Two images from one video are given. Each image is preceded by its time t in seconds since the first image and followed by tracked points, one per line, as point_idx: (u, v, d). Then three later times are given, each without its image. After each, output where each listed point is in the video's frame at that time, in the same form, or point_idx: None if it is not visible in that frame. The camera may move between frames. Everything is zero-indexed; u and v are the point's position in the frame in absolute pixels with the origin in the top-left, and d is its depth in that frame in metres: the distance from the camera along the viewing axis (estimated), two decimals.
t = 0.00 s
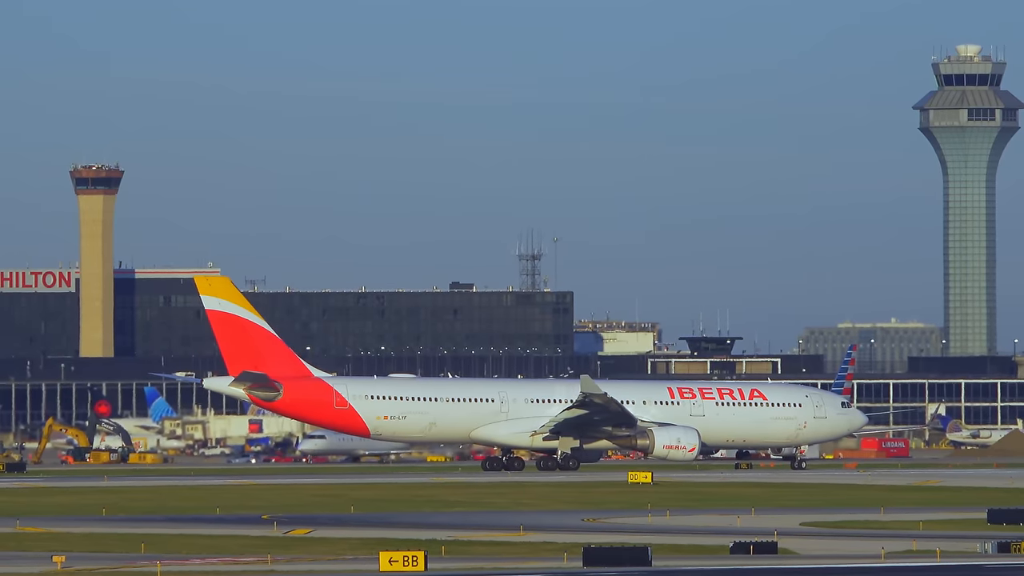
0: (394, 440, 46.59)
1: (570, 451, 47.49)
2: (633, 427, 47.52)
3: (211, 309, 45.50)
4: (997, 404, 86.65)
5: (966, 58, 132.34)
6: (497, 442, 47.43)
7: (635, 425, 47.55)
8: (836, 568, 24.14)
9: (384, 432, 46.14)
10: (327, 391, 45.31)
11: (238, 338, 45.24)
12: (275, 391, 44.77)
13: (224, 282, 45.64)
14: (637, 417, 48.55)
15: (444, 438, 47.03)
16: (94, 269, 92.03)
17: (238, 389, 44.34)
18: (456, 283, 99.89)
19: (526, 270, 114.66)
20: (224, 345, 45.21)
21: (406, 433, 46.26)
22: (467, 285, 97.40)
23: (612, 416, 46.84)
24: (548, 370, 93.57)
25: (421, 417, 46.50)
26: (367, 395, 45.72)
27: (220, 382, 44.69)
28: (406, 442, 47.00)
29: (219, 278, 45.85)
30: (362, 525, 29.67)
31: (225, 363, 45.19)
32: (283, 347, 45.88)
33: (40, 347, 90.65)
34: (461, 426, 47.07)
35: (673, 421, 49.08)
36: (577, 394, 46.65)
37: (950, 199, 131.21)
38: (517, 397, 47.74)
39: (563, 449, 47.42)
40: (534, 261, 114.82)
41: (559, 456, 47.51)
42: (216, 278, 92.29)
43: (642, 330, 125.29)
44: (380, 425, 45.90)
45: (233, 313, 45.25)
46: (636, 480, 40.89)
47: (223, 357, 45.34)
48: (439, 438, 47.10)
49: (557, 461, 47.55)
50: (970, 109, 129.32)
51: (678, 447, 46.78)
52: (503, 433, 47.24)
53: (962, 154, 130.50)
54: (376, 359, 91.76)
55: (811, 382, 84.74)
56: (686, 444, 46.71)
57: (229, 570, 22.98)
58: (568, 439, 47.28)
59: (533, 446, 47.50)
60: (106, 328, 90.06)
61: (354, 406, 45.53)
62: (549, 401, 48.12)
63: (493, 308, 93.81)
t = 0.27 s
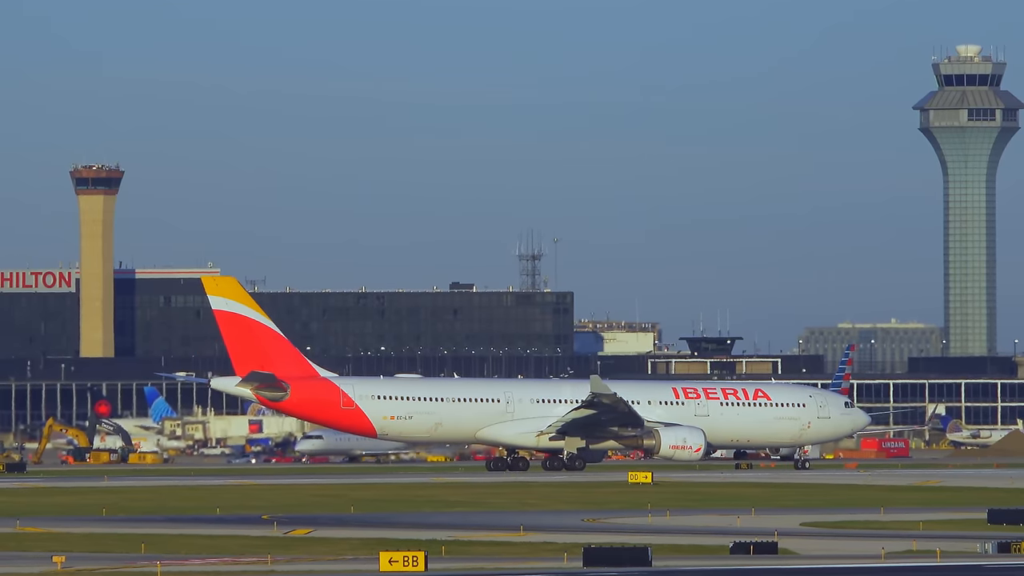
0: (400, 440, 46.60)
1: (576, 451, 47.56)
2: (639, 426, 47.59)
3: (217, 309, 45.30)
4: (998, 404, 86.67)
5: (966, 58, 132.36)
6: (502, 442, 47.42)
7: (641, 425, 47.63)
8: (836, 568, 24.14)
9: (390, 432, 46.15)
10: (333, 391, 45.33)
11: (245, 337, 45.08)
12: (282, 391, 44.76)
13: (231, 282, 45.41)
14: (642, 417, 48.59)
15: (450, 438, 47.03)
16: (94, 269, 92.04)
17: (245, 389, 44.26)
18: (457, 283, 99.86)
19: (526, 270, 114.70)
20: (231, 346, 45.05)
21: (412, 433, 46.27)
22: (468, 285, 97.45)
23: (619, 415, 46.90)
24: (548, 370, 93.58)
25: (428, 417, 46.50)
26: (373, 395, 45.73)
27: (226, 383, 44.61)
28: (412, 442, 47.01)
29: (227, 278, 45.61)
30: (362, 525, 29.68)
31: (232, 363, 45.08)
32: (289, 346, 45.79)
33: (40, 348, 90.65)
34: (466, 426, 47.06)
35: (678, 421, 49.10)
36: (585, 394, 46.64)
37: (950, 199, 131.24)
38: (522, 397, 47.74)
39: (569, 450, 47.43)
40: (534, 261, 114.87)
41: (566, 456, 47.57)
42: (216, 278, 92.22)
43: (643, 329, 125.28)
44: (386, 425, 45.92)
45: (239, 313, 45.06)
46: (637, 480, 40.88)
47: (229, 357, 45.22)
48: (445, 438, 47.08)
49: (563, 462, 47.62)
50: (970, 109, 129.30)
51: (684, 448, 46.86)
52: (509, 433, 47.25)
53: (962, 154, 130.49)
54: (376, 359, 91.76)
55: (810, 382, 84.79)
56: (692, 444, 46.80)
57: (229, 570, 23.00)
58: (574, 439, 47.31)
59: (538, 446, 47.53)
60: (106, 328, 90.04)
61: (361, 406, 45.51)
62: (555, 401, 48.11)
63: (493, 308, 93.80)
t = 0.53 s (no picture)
0: (406, 440, 46.62)
1: (582, 452, 47.54)
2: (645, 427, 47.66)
3: (225, 309, 45.26)
4: (998, 404, 86.66)
5: (966, 58, 132.35)
6: (509, 442, 47.42)
7: (648, 426, 47.72)
8: (836, 568, 24.15)
9: (397, 433, 46.16)
10: (341, 391, 45.27)
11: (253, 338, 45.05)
12: (289, 391, 44.67)
13: (239, 282, 45.41)
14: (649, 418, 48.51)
15: (456, 438, 47.05)
16: (94, 269, 92.05)
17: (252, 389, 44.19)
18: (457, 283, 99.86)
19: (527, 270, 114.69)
20: (238, 346, 45.01)
21: (419, 433, 46.30)
22: (468, 285, 97.48)
23: (626, 414, 47.04)
24: (548, 370, 93.59)
25: (434, 417, 46.52)
26: (380, 396, 45.72)
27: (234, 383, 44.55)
28: (418, 442, 47.02)
29: (234, 278, 45.52)
30: (363, 525, 29.70)
31: (239, 363, 45.03)
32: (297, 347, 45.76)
33: (40, 348, 90.64)
34: (472, 426, 47.09)
35: (683, 421, 49.08)
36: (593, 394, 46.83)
37: (950, 199, 131.25)
38: (528, 397, 47.73)
39: (575, 449, 47.46)
40: (534, 262, 114.84)
41: (571, 456, 47.53)
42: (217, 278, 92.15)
43: (643, 330, 125.32)
44: (393, 425, 45.91)
45: (246, 313, 45.02)
46: (637, 481, 40.88)
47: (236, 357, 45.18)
48: (451, 438, 47.09)
49: (569, 462, 47.53)
50: (970, 109, 129.28)
51: (691, 448, 46.75)
52: (515, 433, 47.28)
53: (963, 154, 130.50)
54: (377, 359, 91.77)
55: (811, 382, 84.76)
56: (698, 444, 46.70)
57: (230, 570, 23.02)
58: (581, 439, 47.32)
59: (544, 446, 47.55)
60: (106, 328, 90.02)
61: (368, 407, 45.50)
62: (562, 401, 48.16)
63: (494, 309, 93.81)
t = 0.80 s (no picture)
0: (412, 440, 46.64)
1: (588, 452, 47.57)
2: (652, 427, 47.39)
3: (232, 309, 45.29)
4: (998, 404, 86.66)
5: (966, 58, 132.38)
6: (515, 442, 47.43)
7: (655, 426, 47.48)
8: (836, 568, 24.13)
9: (403, 432, 46.18)
10: (347, 391, 45.31)
11: (260, 338, 45.06)
12: (296, 391, 44.69)
13: (246, 282, 45.44)
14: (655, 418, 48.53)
15: (462, 437, 47.06)
16: (94, 269, 92.06)
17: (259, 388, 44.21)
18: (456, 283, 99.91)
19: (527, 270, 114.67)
20: (245, 346, 45.03)
21: (425, 433, 46.30)
22: (468, 285, 97.53)
23: (633, 414, 46.80)
24: (548, 370, 93.63)
25: (440, 417, 46.53)
26: (387, 395, 45.75)
27: (241, 383, 44.58)
28: (424, 441, 47.05)
29: (240, 278, 45.54)
30: (363, 525, 29.71)
31: (246, 363, 45.05)
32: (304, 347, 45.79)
33: (40, 348, 90.66)
34: (479, 426, 47.07)
35: (687, 421, 49.09)
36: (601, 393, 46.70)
37: (950, 198, 131.26)
38: (534, 398, 47.75)
39: (580, 449, 47.43)
40: (534, 261, 114.81)
41: (577, 456, 47.74)
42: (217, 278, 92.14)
43: (642, 330, 125.38)
44: (399, 425, 45.93)
45: (253, 313, 45.05)
46: (637, 480, 40.87)
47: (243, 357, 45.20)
48: (457, 438, 47.10)
49: (575, 462, 47.75)
50: (970, 109, 129.27)
51: (696, 447, 46.73)
52: (521, 433, 47.29)
53: (962, 154, 130.52)
54: (377, 359, 91.80)
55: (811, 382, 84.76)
56: (704, 443, 46.68)
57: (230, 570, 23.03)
58: (586, 439, 47.27)
59: (550, 446, 47.54)
60: (106, 328, 90.04)
61: (374, 406, 45.53)
62: (569, 401, 48.19)
63: (494, 308, 93.80)
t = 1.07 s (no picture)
0: (418, 440, 46.68)
1: (593, 452, 47.36)
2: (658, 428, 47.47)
3: (239, 308, 45.14)
4: (997, 404, 86.68)
5: (966, 58, 132.40)
6: (520, 442, 47.30)
7: (660, 427, 47.55)
8: (836, 568, 24.13)
9: (409, 432, 46.22)
10: (353, 391, 45.28)
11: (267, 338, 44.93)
12: (303, 391, 44.65)
13: (253, 282, 45.28)
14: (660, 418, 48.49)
15: (467, 437, 47.10)
16: (94, 269, 92.06)
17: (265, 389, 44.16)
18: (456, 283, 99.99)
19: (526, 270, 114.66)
20: (252, 346, 44.91)
21: (431, 433, 46.34)
22: (468, 285, 97.58)
23: (639, 415, 46.90)
24: (549, 370, 93.63)
25: (446, 417, 46.56)
26: (393, 396, 45.76)
27: (247, 383, 44.51)
28: (429, 441, 47.10)
29: (246, 276, 45.38)
30: (363, 525, 29.72)
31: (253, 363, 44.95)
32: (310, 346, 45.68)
33: (40, 348, 90.63)
34: (484, 426, 47.10)
35: (691, 421, 49.08)
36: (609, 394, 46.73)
37: (950, 199, 131.27)
38: (539, 397, 47.79)
39: (586, 449, 47.22)
40: (534, 261, 114.77)
41: (582, 456, 47.39)
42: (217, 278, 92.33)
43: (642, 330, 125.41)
44: (405, 425, 45.94)
45: (260, 313, 44.90)
46: (637, 480, 40.87)
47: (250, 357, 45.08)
48: (462, 438, 47.14)
49: (580, 461, 47.40)
50: (970, 109, 129.25)
51: (701, 447, 46.78)
52: (526, 433, 47.23)
53: (962, 154, 130.53)
54: (377, 359, 91.79)
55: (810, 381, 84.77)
56: (709, 443, 46.74)
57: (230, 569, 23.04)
58: (592, 439, 47.11)
59: (556, 446, 47.55)
60: (106, 329, 90.04)
61: (381, 406, 45.54)
62: (574, 400, 48.28)
63: (494, 308, 93.79)
